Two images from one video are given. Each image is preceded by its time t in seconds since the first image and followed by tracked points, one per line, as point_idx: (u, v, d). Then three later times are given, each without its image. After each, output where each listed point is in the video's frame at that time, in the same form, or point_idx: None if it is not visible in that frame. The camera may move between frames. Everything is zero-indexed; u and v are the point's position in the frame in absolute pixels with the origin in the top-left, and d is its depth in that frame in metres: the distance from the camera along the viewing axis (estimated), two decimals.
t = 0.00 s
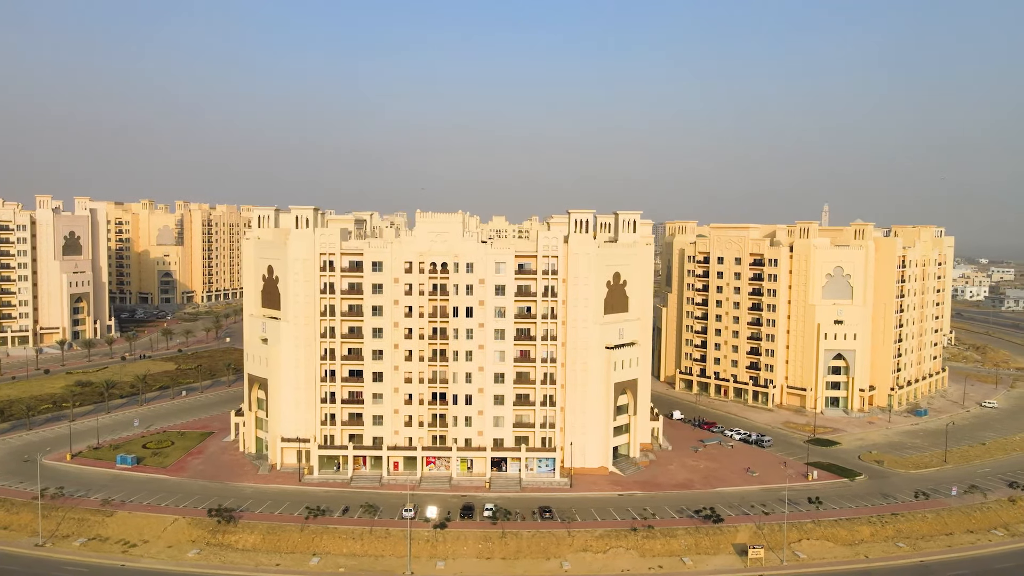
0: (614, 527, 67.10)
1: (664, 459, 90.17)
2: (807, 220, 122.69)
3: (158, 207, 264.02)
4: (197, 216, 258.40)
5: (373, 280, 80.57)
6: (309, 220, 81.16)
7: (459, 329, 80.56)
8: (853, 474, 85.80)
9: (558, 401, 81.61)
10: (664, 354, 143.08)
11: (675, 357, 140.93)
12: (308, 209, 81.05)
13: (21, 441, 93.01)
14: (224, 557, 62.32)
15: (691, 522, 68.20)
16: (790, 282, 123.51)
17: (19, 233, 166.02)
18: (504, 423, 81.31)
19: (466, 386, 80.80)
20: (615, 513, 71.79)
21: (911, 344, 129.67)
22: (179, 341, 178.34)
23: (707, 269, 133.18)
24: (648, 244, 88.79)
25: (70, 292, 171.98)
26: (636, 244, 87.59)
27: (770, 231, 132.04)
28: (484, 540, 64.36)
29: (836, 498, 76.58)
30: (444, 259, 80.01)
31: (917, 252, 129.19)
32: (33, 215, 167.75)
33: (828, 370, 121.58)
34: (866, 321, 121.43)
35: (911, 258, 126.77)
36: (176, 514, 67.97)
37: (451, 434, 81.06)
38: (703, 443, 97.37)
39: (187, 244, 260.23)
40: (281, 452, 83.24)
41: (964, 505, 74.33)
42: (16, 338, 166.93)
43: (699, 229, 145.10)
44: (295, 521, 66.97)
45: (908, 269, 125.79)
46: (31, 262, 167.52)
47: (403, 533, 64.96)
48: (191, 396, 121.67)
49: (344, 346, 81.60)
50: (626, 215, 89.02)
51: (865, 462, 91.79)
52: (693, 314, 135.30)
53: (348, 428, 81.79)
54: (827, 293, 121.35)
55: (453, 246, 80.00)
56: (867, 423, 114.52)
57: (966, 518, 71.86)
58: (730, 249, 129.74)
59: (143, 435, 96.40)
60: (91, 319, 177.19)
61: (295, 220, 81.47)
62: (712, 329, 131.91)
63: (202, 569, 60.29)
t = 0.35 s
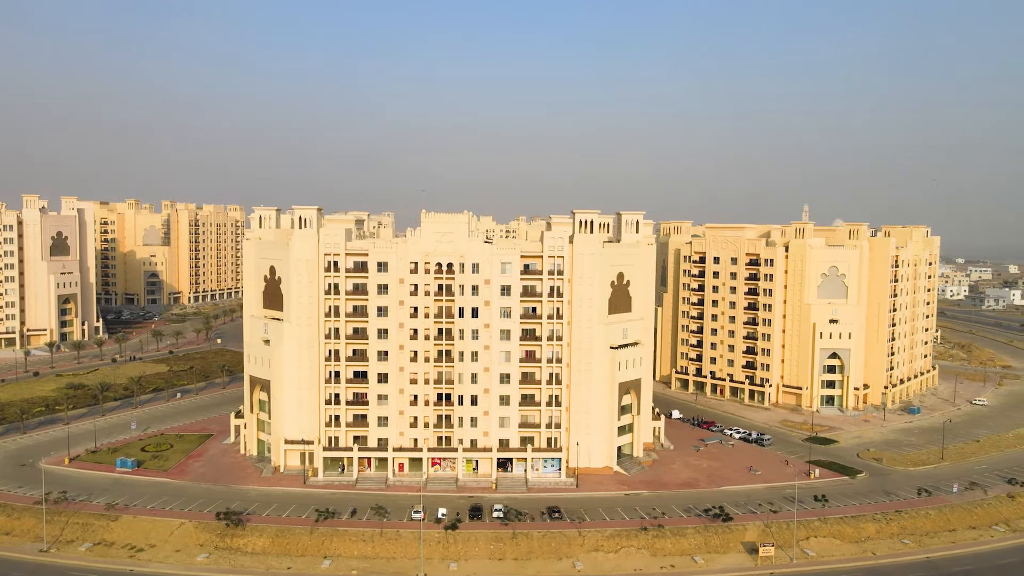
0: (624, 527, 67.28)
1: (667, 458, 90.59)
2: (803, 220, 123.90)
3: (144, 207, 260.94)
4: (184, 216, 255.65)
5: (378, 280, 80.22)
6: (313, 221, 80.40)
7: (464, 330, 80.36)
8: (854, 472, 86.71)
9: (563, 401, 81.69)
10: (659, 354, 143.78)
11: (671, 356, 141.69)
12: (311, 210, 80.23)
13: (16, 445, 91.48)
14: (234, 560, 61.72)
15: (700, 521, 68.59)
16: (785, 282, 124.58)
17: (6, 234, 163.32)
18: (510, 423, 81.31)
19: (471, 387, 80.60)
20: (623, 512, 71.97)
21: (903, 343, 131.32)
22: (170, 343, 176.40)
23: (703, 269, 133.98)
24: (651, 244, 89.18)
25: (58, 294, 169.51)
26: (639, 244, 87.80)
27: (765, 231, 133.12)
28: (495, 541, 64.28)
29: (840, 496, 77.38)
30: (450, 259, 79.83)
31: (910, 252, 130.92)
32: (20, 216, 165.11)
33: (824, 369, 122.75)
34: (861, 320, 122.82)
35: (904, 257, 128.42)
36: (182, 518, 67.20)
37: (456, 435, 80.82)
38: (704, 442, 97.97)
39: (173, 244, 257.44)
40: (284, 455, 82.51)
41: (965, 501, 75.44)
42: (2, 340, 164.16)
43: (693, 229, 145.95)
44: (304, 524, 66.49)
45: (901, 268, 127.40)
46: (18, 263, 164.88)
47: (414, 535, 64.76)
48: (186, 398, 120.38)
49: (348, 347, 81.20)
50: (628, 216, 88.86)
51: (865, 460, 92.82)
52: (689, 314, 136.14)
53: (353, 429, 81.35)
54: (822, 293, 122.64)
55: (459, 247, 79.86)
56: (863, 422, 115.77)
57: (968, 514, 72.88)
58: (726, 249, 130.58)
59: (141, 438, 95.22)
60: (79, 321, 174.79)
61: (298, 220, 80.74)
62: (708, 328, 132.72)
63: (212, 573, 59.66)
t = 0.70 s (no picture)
0: (633, 527, 67.51)
1: (670, 458, 91.00)
2: (799, 221, 124.73)
3: (132, 207, 257.97)
4: (172, 216, 253.01)
5: (383, 281, 79.99)
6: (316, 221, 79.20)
7: (470, 330, 80.28)
8: (855, 470, 87.56)
9: (569, 402, 81.82)
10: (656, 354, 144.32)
11: (667, 356, 142.31)
12: (315, 210, 79.06)
13: (12, 449, 90.17)
14: (244, 564, 61.27)
15: (707, 520, 68.99)
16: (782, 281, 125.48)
17: None
18: (515, 424, 81.27)
19: (477, 387, 80.48)
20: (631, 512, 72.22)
21: (896, 342, 132.82)
22: (161, 344, 174.60)
23: (700, 269, 134.69)
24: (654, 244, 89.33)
25: (47, 295, 167.22)
26: (643, 244, 87.89)
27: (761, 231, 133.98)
28: (506, 542, 64.24)
29: (843, 493, 78.12)
30: (456, 260, 79.74)
31: (903, 252, 132.43)
32: (8, 216, 162.64)
33: (819, 368, 123.81)
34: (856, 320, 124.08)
35: (897, 257, 129.90)
36: (189, 522, 66.61)
37: (461, 436, 80.66)
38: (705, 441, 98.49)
39: (162, 245, 254.84)
40: (288, 457, 81.86)
41: (965, 498, 76.44)
42: None
43: (689, 229, 146.66)
44: (312, 526, 66.12)
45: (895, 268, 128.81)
46: (6, 263, 162.38)
47: (424, 536, 64.62)
48: (182, 400, 119.23)
49: (353, 348, 80.85)
50: (631, 216, 88.07)
51: (864, 458, 93.75)
52: (686, 314, 136.82)
53: (358, 431, 80.96)
54: (818, 293, 123.74)
55: (465, 247, 79.75)
56: (859, 420, 116.89)
57: (970, 511, 73.81)
58: (723, 249, 131.29)
59: (140, 441, 94.20)
60: (68, 322, 172.52)
61: (302, 221, 79.73)
62: (705, 328, 133.42)
63: None
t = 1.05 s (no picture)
0: (644, 526, 67.76)
1: (674, 457, 91.38)
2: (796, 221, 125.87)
3: (118, 207, 254.88)
4: (160, 216, 250.29)
5: (389, 282, 79.72)
6: (320, 221, 78.86)
7: (477, 331, 80.19)
8: (856, 468, 88.47)
9: (575, 402, 81.99)
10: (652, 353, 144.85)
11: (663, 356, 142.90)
12: (319, 210, 78.69)
13: (9, 453, 88.79)
14: (256, 568, 60.78)
15: (717, 519, 69.39)
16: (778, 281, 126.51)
17: None
18: (522, 424, 81.29)
19: (484, 388, 80.39)
20: (640, 512, 72.45)
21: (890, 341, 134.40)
22: (152, 346, 172.66)
23: (697, 269, 135.42)
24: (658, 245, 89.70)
25: (35, 296, 164.81)
26: (647, 244, 88.26)
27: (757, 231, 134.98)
28: (518, 543, 64.22)
29: (847, 492, 78.89)
30: (462, 260, 79.64)
31: (896, 252, 134.00)
32: None
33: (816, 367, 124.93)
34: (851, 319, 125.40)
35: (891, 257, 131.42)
36: (197, 526, 65.94)
37: (469, 437, 80.55)
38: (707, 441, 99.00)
39: (149, 245, 252.02)
40: (293, 459, 81.25)
41: (967, 495, 77.51)
42: None
43: (685, 229, 147.41)
44: (323, 529, 65.74)
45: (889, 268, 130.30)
46: None
47: (436, 538, 64.47)
48: (179, 402, 117.96)
49: (359, 349, 80.49)
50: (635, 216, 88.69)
51: (864, 456, 94.74)
52: (682, 314, 137.49)
53: (364, 432, 80.56)
54: (814, 293, 124.94)
55: (471, 248, 79.68)
56: (856, 419, 118.10)
57: (973, 508, 74.83)
58: (720, 250, 132.07)
59: (140, 444, 93.16)
60: (57, 324, 170.11)
61: (306, 221, 79.26)
62: (701, 328, 134.15)
63: None
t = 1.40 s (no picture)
0: (654, 526, 67.97)
1: (678, 457, 91.70)
2: (793, 221, 126.91)
3: (107, 207, 252.33)
4: (149, 216, 248.10)
5: (396, 282, 79.47)
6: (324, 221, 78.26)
7: (484, 331, 80.13)
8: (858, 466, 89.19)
9: (582, 402, 82.11)
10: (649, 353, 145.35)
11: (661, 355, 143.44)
12: (324, 210, 78.16)
13: (7, 456, 87.54)
14: (267, 570, 60.36)
15: (725, 518, 69.75)
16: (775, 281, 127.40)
17: None
18: (528, 425, 81.32)
19: (490, 389, 80.32)
20: (648, 511, 72.66)
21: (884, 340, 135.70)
22: (145, 347, 171.04)
23: (694, 269, 136.04)
24: (661, 245, 90.15)
25: (26, 297, 162.77)
26: (650, 245, 88.66)
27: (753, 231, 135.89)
28: (530, 543, 64.20)
29: (851, 490, 79.58)
30: (469, 261, 79.52)
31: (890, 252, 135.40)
32: None
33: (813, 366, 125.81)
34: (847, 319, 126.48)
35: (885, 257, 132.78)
36: (206, 529, 65.39)
37: (475, 438, 80.45)
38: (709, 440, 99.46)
39: (139, 245, 249.77)
40: (298, 461, 80.71)
41: (969, 493, 78.41)
42: None
43: (681, 229, 148.08)
44: (333, 531, 65.43)
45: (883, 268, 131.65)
46: None
47: (447, 539, 64.32)
48: (176, 404, 116.89)
49: (365, 350, 80.15)
50: (639, 217, 89.25)
51: (864, 455, 95.55)
52: (680, 313, 138.11)
53: (370, 434, 80.18)
54: (811, 292, 125.93)
55: (478, 248, 79.60)
56: (853, 417, 119.10)
57: (976, 505, 75.71)
58: (717, 250, 132.73)
59: (140, 446, 92.22)
60: (47, 325, 167.99)
61: (310, 221, 78.71)
62: (699, 327, 134.81)
63: None
